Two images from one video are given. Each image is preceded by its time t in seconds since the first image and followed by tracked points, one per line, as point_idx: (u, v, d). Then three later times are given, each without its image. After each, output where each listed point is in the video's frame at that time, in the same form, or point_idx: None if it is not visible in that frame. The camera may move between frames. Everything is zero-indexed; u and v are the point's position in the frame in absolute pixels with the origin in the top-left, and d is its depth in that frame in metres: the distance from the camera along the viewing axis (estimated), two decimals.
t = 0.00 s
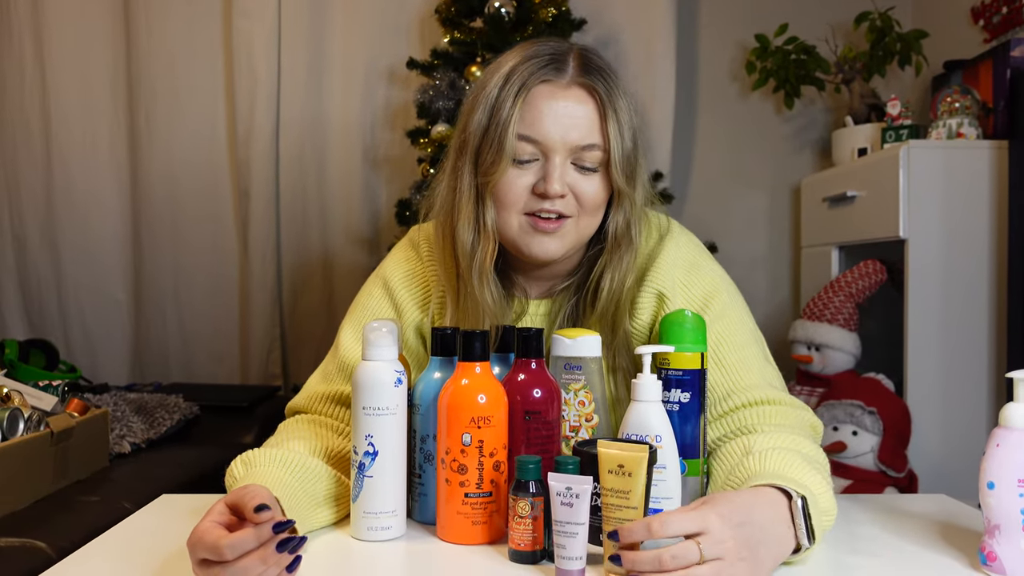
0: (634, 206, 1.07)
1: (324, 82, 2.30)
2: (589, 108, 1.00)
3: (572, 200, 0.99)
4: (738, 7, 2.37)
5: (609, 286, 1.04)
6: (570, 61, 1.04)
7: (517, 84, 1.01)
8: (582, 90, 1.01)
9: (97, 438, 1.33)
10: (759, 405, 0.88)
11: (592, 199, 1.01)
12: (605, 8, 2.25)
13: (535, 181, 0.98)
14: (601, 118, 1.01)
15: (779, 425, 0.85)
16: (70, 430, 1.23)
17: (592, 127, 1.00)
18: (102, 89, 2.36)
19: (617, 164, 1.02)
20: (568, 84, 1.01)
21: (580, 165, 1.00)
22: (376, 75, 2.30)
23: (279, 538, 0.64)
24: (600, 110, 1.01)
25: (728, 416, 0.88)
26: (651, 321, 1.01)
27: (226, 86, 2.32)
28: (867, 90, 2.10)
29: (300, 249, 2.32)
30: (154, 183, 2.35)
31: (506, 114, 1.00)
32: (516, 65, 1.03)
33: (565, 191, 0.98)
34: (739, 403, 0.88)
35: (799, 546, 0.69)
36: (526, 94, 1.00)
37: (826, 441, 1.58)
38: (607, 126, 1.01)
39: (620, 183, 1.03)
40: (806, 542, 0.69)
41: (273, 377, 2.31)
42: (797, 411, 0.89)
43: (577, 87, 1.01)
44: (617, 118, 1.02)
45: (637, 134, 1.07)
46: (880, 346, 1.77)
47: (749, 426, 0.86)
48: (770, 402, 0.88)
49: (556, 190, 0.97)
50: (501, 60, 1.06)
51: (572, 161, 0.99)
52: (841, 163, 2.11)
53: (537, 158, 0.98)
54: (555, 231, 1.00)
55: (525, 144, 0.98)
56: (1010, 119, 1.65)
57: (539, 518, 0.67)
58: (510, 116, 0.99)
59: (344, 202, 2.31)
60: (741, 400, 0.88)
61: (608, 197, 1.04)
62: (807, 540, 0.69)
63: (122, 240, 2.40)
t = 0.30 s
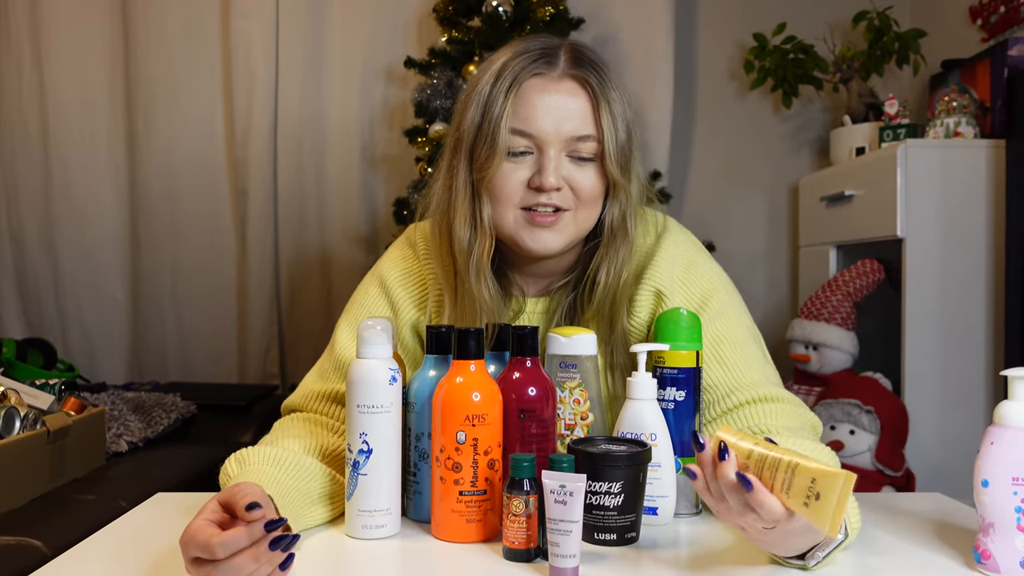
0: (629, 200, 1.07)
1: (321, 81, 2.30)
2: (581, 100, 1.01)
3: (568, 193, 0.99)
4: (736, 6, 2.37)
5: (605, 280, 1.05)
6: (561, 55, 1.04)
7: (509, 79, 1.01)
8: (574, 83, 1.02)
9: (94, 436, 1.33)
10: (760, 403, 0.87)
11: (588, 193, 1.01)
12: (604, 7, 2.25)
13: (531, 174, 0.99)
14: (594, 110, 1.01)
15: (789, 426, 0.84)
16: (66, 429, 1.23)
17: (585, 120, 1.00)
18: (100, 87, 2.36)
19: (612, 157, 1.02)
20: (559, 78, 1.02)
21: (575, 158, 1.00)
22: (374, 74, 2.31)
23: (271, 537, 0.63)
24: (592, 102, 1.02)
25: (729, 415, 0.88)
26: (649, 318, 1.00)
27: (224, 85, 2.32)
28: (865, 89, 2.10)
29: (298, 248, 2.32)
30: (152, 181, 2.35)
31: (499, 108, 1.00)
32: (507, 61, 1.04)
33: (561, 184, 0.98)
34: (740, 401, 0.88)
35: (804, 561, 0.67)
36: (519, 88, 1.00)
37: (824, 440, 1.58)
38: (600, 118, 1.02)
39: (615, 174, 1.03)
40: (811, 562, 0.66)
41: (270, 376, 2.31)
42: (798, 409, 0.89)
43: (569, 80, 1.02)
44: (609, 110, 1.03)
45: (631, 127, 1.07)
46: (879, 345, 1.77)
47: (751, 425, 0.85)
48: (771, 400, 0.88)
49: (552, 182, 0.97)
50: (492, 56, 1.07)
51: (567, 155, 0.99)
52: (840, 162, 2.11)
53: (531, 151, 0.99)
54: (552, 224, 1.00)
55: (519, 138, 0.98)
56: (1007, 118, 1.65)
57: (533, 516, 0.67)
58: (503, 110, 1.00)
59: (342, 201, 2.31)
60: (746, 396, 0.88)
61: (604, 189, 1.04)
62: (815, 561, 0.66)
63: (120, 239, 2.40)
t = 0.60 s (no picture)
0: (626, 197, 1.07)
1: (321, 80, 2.30)
2: (580, 95, 1.01)
3: (566, 188, 1.00)
4: (735, 6, 2.37)
5: (598, 276, 1.05)
6: (559, 51, 1.04)
7: (507, 75, 1.02)
8: (572, 77, 1.02)
9: (92, 435, 1.33)
10: (758, 403, 0.88)
11: (586, 188, 1.01)
12: (603, 7, 2.25)
13: (529, 169, 0.99)
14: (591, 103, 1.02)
15: (785, 426, 0.85)
16: (65, 429, 1.23)
17: (583, 114, 1.00)
18: (100, 87, 2.35)
19: (609, 153, 1.02)
20: (558, 72, 1.02)
21: (573, 153, 1.01)
22: (373, 74, 2.31)
23: (268, 537, 0.63)
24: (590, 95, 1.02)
25: (727, 415, 0.88)
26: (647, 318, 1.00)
27: (223, 84, 2.31)
28: (864, 89, 2.10)
29: (297, 247, 2.32)
30: (151, 181, 2.35)
31: (497, 104, 1.01)
32: (505, 57, 1.04)
33: (559, 178, 0.98)
34: (736, 401, 0.88)
35: (796, 561, 0.67)
36: (517, 84, 1.01)
37: (822, 440, 1.58)
38: (598, 111, 1.02)
39: (612, 170, 1.03)
40: (803, 562, 0.66)
41: (270, 376, 2.31)
42: (795, 409, 0.89)
43: (567, 75, 1.03)
44: (607, 104, 1.03)
45: (628, 124, 1.07)
46: (877, 345, 1.77)
47: (747, 425, 0.86)
48: (768, 400, 0.88)
49: (550, 177, 0.97)
50: (491, 53, 1.07)
51: (565, 149, 0.99)
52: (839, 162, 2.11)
53: (530, 146, 0.99)
54: (551, 221, 1.00)
55: (518, 131, 0.99)
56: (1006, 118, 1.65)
57: (530, 515, 0.67)
58: (501, 105, 1.00)
59: (342, 200, 2.31)
60: (743, 397, 0.88)
61: (602, 184, 1.04)
62: (806, 561, 0.66)
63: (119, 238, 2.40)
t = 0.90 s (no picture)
0: (625, 196, 1.07)
1: (320, 79, 2.30)
2: (580, 95, 1.01)
3: (566, 188, 0.99)
4: (734, 6, 2.37)
5: (597, 276, 1.05)
6: (560, 51, 1.05)
7: (507, 74, 1.02)
8: (572, 78, 1.03)
9: (91, 435, 1.33)
10: (757, 402, 0.88)
11: (586, 187, 1.01)
12: (602, 7, 2.25)
13: (528, 168, 0.99)
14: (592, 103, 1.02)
15: (784, 425, 0.85)
16: (63, 428, 1.23)
17: (583, 113, 1.01)
18: (99, 85, 2.35)
19: (609, 151, 1.02)
20: (558, 72, 1.03)
21: (573, 152, 1.00)
22: (372, 73, 2.31)
23: (267, 537, 0.63)
24: (591, 96, 1.02)
25: (726, 414, 0.88)
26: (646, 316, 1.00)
27: (223, 83, 2.31)
28: (863, 89, 2.10)
29: (297, 247, 2.32)
30: (151, 180, 2.35)
31: (497, 103, 1.01)
32: (506, 57, 1.04)
33: (559, 179, 0.98)
34: (735, 400, 0.88)
35: (794, 560, 0.67)
36: (517, 83, 1.01)
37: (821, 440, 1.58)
38: (599, 112, 1.02)
39: (612, 171, 1.03)
40: (800, 561, 0.67)
41: (269, 375, 2.31)
42: (794, 408, 0.89)
43: (567, 75, 1.03)
44: (608, 104, 1.04)
45: (628, 125, 1.07)
46: (877, 345, 1.76)
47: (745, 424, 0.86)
48: (767, 399, 0.88)
49: (550, 177, 0.97)
50: (491, 53, 1.07)
51: (564, 149, 0.99)
52: (838, 161, 2.11)
53: (530, 145, 0.99)
54: (550, 220, 1.00)
55: (517, 131, 0.98)
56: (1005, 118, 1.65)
57: (529, 514, 0.67)
58: (501, 104, 1.00)
59: (341, 199, 2.31)
60: (742, 396, 0.88)
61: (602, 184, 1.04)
62: (804, 559, 0.66)
63: (117, 237, 2.40)
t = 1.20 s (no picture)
0: (626, 195, 1.07)
1: (320, 79, 2.29)
2: (581, 94, 1.01)
3: (568, 187, 0.99)
4: (734, 6, 2.37)
5: (599, 275, 1.05)
6: (561, 51, 1.05)
7: (509, 73, 1.02)
8: (573, 77, 1.03)
9: (91, 435, 1.33)
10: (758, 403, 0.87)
11: (588, 186, 1.01)
12: (602, 7, 2.25)
13: (531, 167, 0.99)
14: (594, 102, 1.02)
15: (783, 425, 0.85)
16: (63, 428, 1.23)
17: (585, 112, 1.01)
18: (99, 86, 2.35)
19: (611, 150, 1.02)
20: (559, 71, 1.02)
21: (574, 151, 1.00)
22: (372, 73, 2.31)
23: (266, 536, 0.63)
24: (593, 95, 1.02)
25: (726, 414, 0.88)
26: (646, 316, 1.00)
27: (223, 83, 2.31)
28: (864, 89, 2.10)
29: (297, 247, 2.32)
30: (150, 180, 2.35)
31: (498, 103, 1.01)
32: (507, 56, 1.04)
33: (561, 177, 0.98)
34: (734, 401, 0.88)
35: (794, 560, 0.67)
36: (519, 82, 1.01)
37: (821, 439, 1.58)
38: (600, 111, 1.02)
39: (614, 170, 1.03)
40: (800, 561, 0.66)
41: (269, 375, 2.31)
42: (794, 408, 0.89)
43: (568, 74, 1.03)
44: (609, 103, 1.03)
45: (630, 124, 1.07)
46: (877, 345, 1.76)
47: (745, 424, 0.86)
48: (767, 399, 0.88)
49: (552, 176, 0.97)
50: (491, 52, 1.07)
51: (567, 148, 0.99)
52: (838, 161, 2.11)
53: (532, 145, 0.99)
54: (553, 218, 1.00)
55: (520, 131, 0.99)
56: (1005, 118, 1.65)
57: (529, 514, 0.66)
58: (503, 104, 1.00)
59: (340, 199, 2.31)
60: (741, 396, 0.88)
61: (603, 182, 1.04)
62: (804, 559, 0.66)
63: (117, 237, 2.40)
